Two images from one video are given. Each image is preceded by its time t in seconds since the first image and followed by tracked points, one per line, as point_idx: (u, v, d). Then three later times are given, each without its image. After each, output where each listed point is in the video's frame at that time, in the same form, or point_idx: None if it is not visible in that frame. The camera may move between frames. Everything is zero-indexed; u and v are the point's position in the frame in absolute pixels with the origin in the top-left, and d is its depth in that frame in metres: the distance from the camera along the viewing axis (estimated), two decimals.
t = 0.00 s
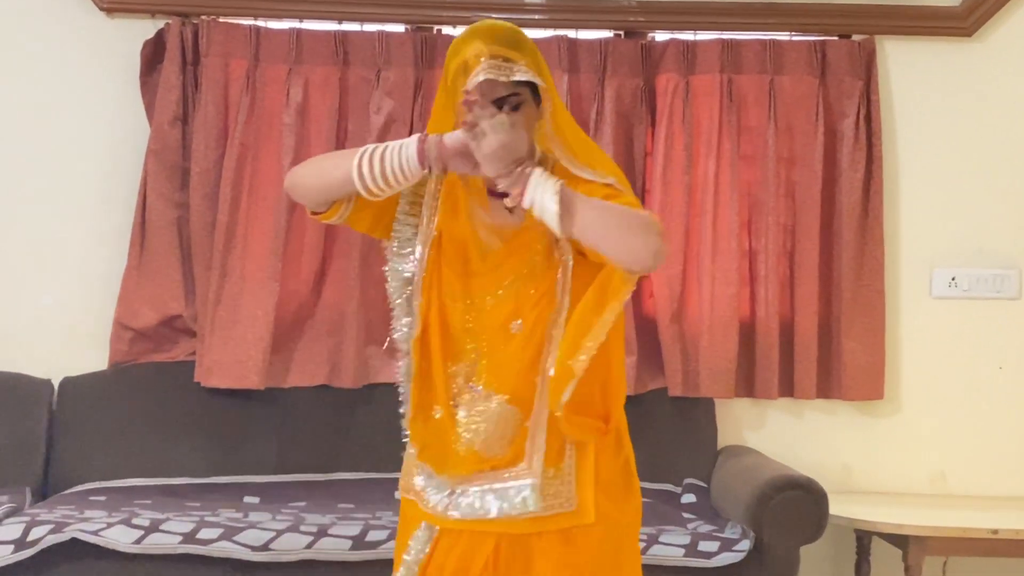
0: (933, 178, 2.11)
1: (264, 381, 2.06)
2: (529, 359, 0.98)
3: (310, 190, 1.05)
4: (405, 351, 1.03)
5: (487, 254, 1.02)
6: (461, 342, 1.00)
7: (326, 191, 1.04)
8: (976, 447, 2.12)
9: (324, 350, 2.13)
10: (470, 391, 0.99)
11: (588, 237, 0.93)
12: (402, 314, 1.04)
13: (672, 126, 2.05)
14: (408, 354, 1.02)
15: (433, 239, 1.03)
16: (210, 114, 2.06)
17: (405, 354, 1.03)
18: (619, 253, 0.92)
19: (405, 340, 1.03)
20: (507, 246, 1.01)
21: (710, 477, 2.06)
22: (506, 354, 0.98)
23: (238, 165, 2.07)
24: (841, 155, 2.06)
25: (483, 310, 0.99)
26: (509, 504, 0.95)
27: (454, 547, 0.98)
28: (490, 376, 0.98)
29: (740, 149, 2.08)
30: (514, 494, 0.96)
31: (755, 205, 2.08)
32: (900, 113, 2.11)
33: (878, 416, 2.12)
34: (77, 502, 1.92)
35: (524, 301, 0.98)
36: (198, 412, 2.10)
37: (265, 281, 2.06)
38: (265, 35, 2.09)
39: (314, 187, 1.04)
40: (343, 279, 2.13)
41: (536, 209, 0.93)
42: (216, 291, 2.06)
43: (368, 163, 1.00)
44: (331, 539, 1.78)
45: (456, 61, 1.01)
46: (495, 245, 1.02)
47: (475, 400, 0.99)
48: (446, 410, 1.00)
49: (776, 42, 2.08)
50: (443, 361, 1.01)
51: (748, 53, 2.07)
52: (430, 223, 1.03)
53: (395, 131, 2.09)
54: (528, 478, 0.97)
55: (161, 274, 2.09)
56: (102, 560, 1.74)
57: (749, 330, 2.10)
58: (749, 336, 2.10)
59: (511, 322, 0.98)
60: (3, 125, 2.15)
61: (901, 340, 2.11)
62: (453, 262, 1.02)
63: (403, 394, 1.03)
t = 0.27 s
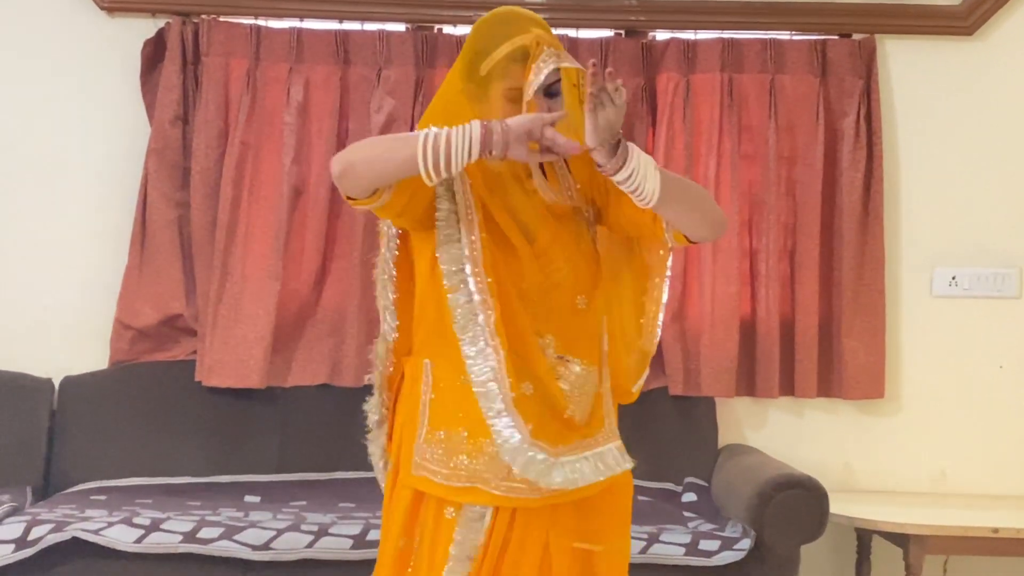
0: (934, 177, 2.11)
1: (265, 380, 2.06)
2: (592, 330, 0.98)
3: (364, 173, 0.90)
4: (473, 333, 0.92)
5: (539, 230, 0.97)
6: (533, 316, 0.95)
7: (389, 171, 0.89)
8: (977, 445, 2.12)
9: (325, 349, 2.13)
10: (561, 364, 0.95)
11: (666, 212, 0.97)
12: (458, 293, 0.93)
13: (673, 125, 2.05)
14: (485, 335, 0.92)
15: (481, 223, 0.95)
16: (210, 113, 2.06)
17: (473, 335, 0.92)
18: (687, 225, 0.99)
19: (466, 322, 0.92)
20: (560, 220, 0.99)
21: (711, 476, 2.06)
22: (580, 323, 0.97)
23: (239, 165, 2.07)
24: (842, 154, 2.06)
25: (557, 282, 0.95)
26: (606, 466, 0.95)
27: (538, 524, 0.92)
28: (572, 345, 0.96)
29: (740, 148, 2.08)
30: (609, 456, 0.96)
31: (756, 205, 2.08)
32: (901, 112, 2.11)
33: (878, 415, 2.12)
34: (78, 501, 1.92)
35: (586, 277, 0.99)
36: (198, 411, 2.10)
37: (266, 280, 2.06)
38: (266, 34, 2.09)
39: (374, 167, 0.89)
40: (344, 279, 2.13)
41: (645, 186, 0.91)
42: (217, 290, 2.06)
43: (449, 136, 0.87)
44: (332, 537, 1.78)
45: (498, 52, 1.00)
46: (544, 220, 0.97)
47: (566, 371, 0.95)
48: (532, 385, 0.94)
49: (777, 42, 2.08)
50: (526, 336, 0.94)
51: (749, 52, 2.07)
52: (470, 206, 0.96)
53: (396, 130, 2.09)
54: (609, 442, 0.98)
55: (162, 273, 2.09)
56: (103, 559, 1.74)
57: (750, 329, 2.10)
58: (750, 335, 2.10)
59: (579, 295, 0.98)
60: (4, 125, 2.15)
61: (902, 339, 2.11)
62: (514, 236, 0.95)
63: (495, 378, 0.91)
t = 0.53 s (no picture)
0: (934, 176, 2.11)
1: (265, 379, 2.06)
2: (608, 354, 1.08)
3: (422, 218, 0.94)
4: (518, 360, 0.98)
5: (563, 263, 1.05)
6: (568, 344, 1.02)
7: (449, 216, 0.94)
8: (977, 444, 2.12)
9: (325, 348, 2.13)
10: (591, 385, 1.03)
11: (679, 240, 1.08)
12: (501, 322, 0.99)
13: (672, 124, 2.05)
14: (534, 364, 0.97)
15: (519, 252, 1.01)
16: (210, 112, 2.06)
17: (519, 364, 0.98)
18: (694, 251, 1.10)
19: (512, 346, 0.98)
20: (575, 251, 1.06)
21: (711, 475, 2.06)
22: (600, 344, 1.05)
23: (238, 164, 2.06)
24: (842, 153, 2.06)
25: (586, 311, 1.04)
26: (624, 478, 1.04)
27: (577, 532, 1.01)
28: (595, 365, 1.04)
29: (740, 147, 2.08)
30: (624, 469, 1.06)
31: (756, 204, 2.08)
32: (901, 111, 2.11)
33: (878, 414, 2.12)
34: (78, 500, 1.92)
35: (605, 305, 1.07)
36: (199, 410, 2.10)
37: (266, 279, 2.06)
38: (265, 32, 2.08)
39: (431, 213, 0.94)
40: (344, 278, 2.13)
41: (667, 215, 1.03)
42: (217, 289, 2.06)
43: (503, 183, 0.93)
44: (332, 536, 1.78)
45: (528, 85, 1.07)
46: (565, 253, 1.06)
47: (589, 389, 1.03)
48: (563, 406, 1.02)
49: (776, 40, 2.08)
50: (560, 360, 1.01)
51: (749, 51, 2.07)
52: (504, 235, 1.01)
53: (396, 129, 2.08)
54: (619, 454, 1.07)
55: (162, 272, 2.09)
56: (103, 558, 1.74)
57: (750, 328, 2.10)
58: (750, 334, 2.10)
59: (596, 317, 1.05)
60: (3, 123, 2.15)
61: (902, 338, 2.11)
62: (545, 269, 1.03)
63: (546, 404, 0.97)
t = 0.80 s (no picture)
0: (944, 172, 2.06)
1: (259, 380, 2.01)
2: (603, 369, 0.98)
3: (368, 233, 0.90)
4: (495, 371, 0.92)
5: (547, 270, 0.97)
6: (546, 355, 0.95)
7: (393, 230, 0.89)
8: (989, 447, 2.07)
9: (321, 349, 2.08)
10: (566, 400, 0.95)
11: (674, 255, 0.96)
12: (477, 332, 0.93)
13: (677, 119, 2.01)
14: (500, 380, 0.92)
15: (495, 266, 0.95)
16: (203, 106, 2.01)
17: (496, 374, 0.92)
18: (694, 269, 0.97)
19: (488, 360, 0.92)
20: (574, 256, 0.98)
21: (716, 479, 2.01)
22: (596, 359, 0.97)
23: (232, 160, 2.02)
24: (851, 149, 2.01)
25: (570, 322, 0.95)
26: (614, 495, 0.96)
27: (583, 540, 0.95)
28: (590, 381, 0.96)
29: (746, 142, 2.03)
30: (613, 485, 0.97)
31: (762, 200, 2.03)
32: (910, 105, 2.06)
33: (887, 416, 2.08)
34: (68, 504, 1.88)
35: (597, 316, 0.98)
36: (192, 412, 2.05)
37: (261, 278, 2.01)
38: (260, 25, 2.04)
39: (381, 224, 0.90)
40: (340, 276, 2.08)
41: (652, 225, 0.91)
42: (210, 288, 2.01)
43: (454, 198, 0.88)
44: (328, 541, 1.74)
45: (516, 100, 0.97)
46: (552, 259, 0.97)
47: (582, 406, 0.95)
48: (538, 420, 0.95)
49: (783, 33, 2.03)
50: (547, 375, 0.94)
51: (755, 44, 2.02)
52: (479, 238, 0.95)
53: (393, 124, 2.04)
54: (612, 471, 0.99)
55: (154, 270, 2.04)
56: (93, 564, 1.69)
57: (756, 327, 2.05)
58: (755, 334, 2.05)
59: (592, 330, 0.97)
60: None
61: (911, 338, 2.06)
62: (525, 276, 0.95)
63: (518, 411, 0.91)
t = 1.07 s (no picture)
0: (957, 167, 2.00)
1: (252, 381, 1.95)
2: (537, 339, 0.96)
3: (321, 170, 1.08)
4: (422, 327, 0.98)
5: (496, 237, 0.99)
6: (470, 315, 0.98)
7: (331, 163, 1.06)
8: (1004, 450, 2.01)
9: (316, 349, 2.02)
10: (482, 362, 0.97)
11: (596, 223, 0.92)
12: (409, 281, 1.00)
13: (682, 113, 1.95)
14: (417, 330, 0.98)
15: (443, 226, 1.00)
16: (194, 99, 1.95)
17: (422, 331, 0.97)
18: (623, 241, 0.91)
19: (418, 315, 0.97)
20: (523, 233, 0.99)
21: (722, 483, 1.95)
22: (523, 334, 0.96)
23: (224, 155, 1.96)
24: (861, 143, 1.95)
25: (491, 290, 0.95)
26: (513, 468, 0.95)
27: (494, 509, 0.97)
28: (511, 354, 0.96)
29: (753, 136, 1.97)
30: (520, 464, 0.94)
31: (770, 196, 1.97)
32: (923, 99, 2.00)
33: (898, 419, 2.02)
34: (55, 509, 1.82)
35: (535, 284, 0.96)
36: (183, 414, 1.99)
37: (254, 276, 1.96)
38: (253, 16, 1.98)
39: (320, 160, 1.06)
40: (336, 274, 2.02)
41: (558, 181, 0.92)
42: (202, 286, 1.96)
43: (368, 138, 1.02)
44: (323, 547, 1.68)
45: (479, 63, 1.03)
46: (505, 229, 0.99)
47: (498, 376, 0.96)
48: (457, 376, 0.97)
49: (791, 24, 1.97)
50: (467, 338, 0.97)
51: (762, 35, 1.96)
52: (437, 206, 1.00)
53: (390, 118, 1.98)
54: (532, 449, 0.95)
55: (144, 268, 1.99)
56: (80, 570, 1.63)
57: (764, 327, 1.99)
58: (763, 334, 1.99)
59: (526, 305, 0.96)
60: None
61: (924, 339, 2.00)
62: (463, 238, 0.99)
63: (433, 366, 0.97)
